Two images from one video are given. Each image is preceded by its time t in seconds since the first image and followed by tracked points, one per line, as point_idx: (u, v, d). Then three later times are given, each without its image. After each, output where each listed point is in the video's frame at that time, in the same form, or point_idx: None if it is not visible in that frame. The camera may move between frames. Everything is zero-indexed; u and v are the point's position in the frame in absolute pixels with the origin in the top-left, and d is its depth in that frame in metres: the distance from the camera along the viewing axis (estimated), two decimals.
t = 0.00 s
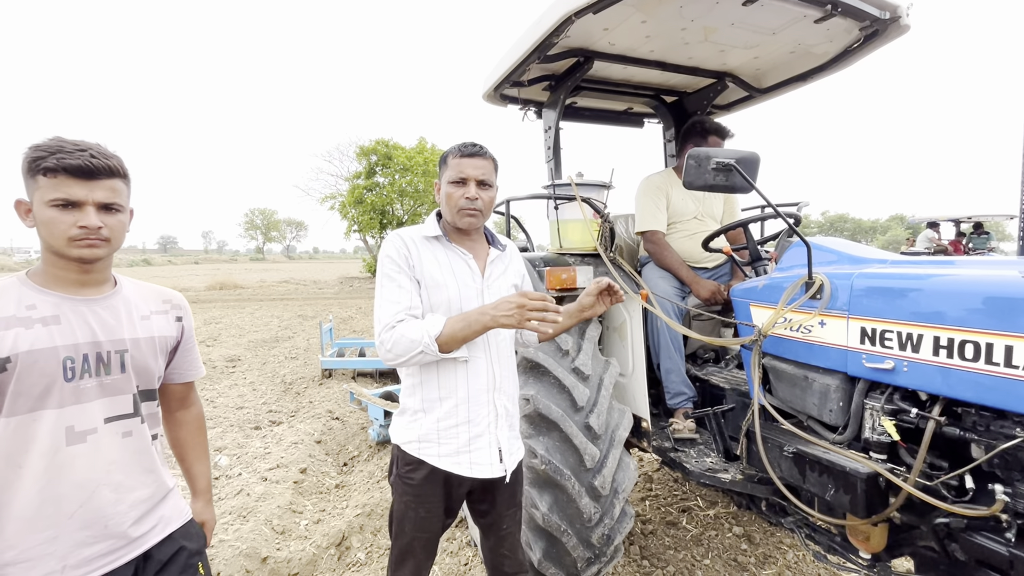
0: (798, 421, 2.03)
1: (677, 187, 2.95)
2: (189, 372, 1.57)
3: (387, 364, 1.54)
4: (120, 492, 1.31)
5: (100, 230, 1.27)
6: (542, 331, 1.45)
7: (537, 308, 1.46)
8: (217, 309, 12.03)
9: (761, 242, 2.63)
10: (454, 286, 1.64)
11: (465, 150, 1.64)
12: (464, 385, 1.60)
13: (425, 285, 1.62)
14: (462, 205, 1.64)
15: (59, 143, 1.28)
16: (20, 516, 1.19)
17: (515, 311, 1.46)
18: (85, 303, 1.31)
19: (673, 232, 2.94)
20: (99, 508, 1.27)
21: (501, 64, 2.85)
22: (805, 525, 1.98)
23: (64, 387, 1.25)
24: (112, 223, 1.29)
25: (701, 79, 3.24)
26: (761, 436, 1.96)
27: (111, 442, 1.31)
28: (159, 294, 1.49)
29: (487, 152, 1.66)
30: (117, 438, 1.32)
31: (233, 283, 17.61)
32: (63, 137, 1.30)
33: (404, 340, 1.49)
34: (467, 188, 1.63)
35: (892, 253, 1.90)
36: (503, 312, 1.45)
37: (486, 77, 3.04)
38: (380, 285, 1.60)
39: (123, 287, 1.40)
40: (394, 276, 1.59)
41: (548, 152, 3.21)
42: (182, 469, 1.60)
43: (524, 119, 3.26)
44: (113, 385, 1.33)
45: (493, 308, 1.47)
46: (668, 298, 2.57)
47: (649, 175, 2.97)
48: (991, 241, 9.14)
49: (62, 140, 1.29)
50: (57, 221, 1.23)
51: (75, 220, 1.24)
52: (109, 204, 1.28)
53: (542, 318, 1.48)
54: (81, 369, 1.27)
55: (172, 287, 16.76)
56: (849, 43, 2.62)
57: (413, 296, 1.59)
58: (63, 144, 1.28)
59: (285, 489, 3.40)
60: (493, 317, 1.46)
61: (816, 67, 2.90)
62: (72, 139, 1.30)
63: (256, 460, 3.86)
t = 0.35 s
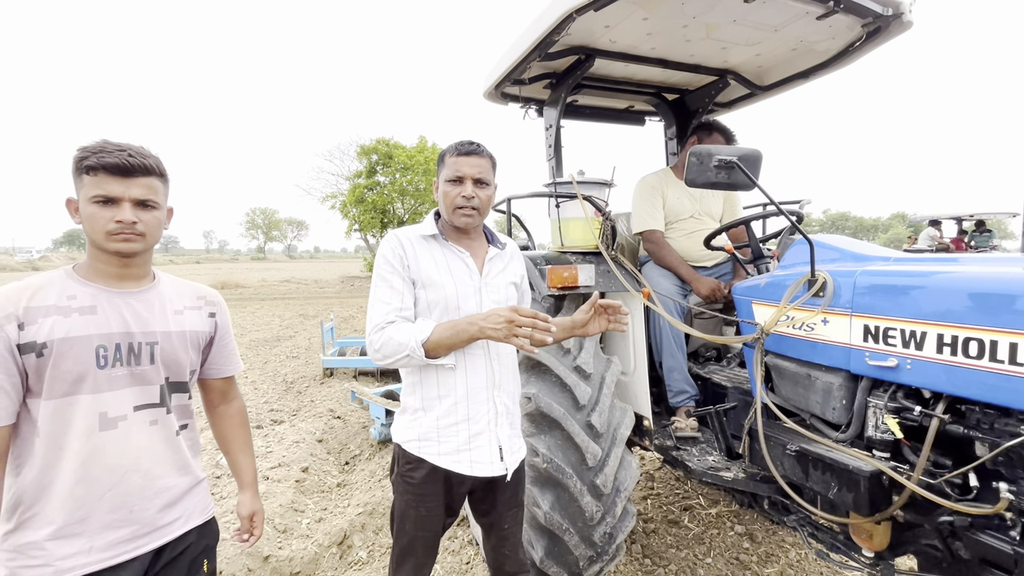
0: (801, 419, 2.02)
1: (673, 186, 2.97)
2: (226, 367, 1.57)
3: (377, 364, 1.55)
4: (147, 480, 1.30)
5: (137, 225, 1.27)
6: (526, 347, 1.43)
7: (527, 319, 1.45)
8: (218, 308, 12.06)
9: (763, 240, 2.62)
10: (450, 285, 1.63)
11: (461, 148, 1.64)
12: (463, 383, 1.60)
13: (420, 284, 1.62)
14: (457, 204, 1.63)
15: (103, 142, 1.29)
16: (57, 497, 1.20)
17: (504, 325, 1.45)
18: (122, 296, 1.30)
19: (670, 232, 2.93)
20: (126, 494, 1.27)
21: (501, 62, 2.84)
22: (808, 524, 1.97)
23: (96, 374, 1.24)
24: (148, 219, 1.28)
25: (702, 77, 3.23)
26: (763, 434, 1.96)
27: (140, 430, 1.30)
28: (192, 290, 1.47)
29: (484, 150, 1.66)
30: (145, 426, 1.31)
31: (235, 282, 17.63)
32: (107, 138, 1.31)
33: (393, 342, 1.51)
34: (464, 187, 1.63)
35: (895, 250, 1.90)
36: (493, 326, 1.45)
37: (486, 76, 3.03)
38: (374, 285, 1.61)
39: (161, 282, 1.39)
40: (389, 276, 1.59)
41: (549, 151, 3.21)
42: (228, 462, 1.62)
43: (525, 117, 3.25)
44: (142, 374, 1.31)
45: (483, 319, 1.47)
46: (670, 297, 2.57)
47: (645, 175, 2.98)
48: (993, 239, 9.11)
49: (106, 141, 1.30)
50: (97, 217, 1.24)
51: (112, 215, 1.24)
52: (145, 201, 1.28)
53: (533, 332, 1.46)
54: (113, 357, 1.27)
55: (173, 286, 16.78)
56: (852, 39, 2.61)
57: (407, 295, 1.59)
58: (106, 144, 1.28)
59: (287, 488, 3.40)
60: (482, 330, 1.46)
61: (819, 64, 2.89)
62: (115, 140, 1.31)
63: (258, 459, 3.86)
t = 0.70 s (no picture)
0: (804, 419, 2.01)
1: (672, 186, 2.97)
2: (228, 369, 1.57)
3: (379, 366, 1.55)
4: (154, 483, 1.30)
5: (133, 224, 1.26)
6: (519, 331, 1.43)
7: (518, 306, 1.44)
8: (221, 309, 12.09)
9: (765, 239, 2.61)
10: (451, 287, 1.63)
11: (461, 148, 1.64)
12: (465, 384, 1.60)
13: (420, 286, 1.62)
14: (458, 204, 1.63)
15: (107, 143, 1.30)
16: (64, 503, 1.20)
17: (497, 314, 1.45)
18: (125, 299, 1.30)
19: (669, 232, 2.93)
20: (134, 497, 1.27)
21: (503, 62, 2.84)
22: (811, 523, 1.96)
23: (103, 378, 1.24)
24: (145, 218, 1.27)
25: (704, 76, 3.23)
26: (766, 434, 1.95)
27: (146, 433, 1.30)
28: (196, 292, 1.48)
29: (484, 150, 1.66)
30: (151, 429, 1.32)
31: (238, 283, 17.68)
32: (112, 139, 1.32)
33: (392, 344, 1.51)
34: (465, 187, 1.63)
35: (898, 249, 1.89)
36: (486, 318, 1.45)
37: (488, 75, 3.03)
38: (375, 287, 1.61)
39: (164, 284, 1.39)
40: (389, 278, 1.59)
41: (551, 151, 3.21)
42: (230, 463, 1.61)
43: (527, 117, 3.26)
44: (147, 377, 1.32)
45: (476, 313, 1.47)
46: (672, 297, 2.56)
47: (642, 177, 2.98)
48: (996, 238, 9.08)
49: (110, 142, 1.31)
50: (95, 215, 1.24)
51: (109, 214, 1.24)
52: (141, 200, 1.26)
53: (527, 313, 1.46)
54: (119, 361, 1.27)
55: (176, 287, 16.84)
56: (854, 38, 2.60)
57: (408, 298, 1.59)
58: (108, 144, 1.29)
59: (290, 488, 3.41)
60: (476, 323, 1.46)
61: (822, 62, 2.88)
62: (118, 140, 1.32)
63: (261, 460, 3.87)
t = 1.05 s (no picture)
0: (809, 421, 2.00)
1: (672, 187, 2.95)
2: (201, 376, 1.54)
3: (377, 372, 1.57)
4: (135, 495, 1.27)
5: (99, 227, 1.22)
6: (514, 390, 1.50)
7: (525, 366, 1.53)
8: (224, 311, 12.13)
9: (769, 240, 2.60)
10: (450, 291, 1.62)
11: (455, 149, 1.63)
12: (465, 387, 1.59)
13: (419, 291, 1.61)
14: (455, 206, 1.63)
15: (79, 143, 1.27)
16: (37, 518, 1.16)
17: (502, 364, 1.52)
18: (103, 303, 1.27)
19: (673, 233, 2.92)
20: (113, 510, 1.24)
21: (505, 63, 2.83)
22: (817, 526, 1.95)
23: (81, 385, 1.21)
24: (113, 220, 1.23)
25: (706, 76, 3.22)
26: (771, 435, 1.94)
27: (128, 442, 1.27)
28: (176, 297, 1.46)
29: (478, 150, 1.65)
30: (133, 438, 1.29)
31: (241, 284, 17.72)
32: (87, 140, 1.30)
33: (391, 355, 1.52)
34: (460, 188, 1.63)
35: (903, 249, 1.87)
36: (491, 361, 1.52)
37: (490, 76, 3.02)
38: (374, 293, 1.61)
39: (141, 289, 1.37)
40: (388, 284, 1.59)
41: (553, 152, 3.20)
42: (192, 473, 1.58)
43: (529, 118, 3.25)
44: (128, 384, 1.29)
45: (485, 352, 1.53)
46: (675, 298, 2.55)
47: (643, 178, 2.98)
48: (1002, 237, 9.03)
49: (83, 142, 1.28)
50: (60, 218, 1.21)
51: (73, 216, 1.21)
52: (107, 201, 1.23)
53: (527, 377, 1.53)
54: (98, 368, 1.24)
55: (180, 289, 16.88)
56: (858, 37, 2.59)
57: (407, 304, 1.59)
58: (79, 144, 1.26)
59: (293, 490, 3.41)
60: (480, 362, 1.52)
61: (825, 62, 2.87)
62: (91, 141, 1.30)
63: (264, 461, 3.87)
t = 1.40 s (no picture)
0: (813, 422, 1.99)
1: (675, 188, 2.95)
2: (189, 381, 1.52)
3: (380, 374, 1.57)
4: (118, 505, 1.25)
5: (60, 229, 1.18)
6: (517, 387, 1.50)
7: (527, 360, 1.53)
8: (228, 312, 12.17)
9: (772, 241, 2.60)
10: (452, 293, 1.62)
11: (453, 150, 1.65)
12: (470, 388, 1.59)
13: (421, 293, 1.62)
14: (453, 204, 1.63)
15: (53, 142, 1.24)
16: (12, 532, 1.12)
17: (504, 361, 1.51)
18: (82, 306, 1.24)
19: (676, 233, 2.92)
20: (95, 521, 1.21)
21: (507, 65, 2.84)
22: (822, 528, 1.94)
23: (58, 392, 1.19)
24: (76, 222, 1.19)
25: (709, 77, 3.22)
26: (776, 437, 1.93)
27: (111, 450, 1.25)
28: (161, 301, 1.43)
29: (475, 149, 1.66)
30: (117, 446, 1.26)
31: (244, 286, 17.79)
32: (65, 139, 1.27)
33: (393, 356, 1.52)
34: (459, 187, 1.63)
35: (907, 249, 1.87)
36: (493, 359, 1.51)
37: (493, 78, 3.03)
38: (377, 295, 1.61)
39: (123, 292, 1.34)
40: (390, 287, 1.60)
41: (555, 153, 3.20)
42: (179, 480, 1.56)
43: (532, 120, 3.25)
44: (109, 390, 1.26)
45: (485, 350, 1.53)
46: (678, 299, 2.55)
47: (646, 179, 2.98)
48: (1007, 237, 8.99)
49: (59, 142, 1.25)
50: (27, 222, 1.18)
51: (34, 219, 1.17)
52: (67, 202, 1.18)
53: (529, 373, 1.54)
54: (76, 373, 1.21)
55: (183, 290, 16.95)
56: (862, 38, 2.58)
57: (409, 306, 1.59)
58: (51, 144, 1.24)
59: (297, 491, 3.41)
60: (482, 360, 1.52)
61: (829, 62, 2.86)
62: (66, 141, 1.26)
63: (268, 463, 3.88)
